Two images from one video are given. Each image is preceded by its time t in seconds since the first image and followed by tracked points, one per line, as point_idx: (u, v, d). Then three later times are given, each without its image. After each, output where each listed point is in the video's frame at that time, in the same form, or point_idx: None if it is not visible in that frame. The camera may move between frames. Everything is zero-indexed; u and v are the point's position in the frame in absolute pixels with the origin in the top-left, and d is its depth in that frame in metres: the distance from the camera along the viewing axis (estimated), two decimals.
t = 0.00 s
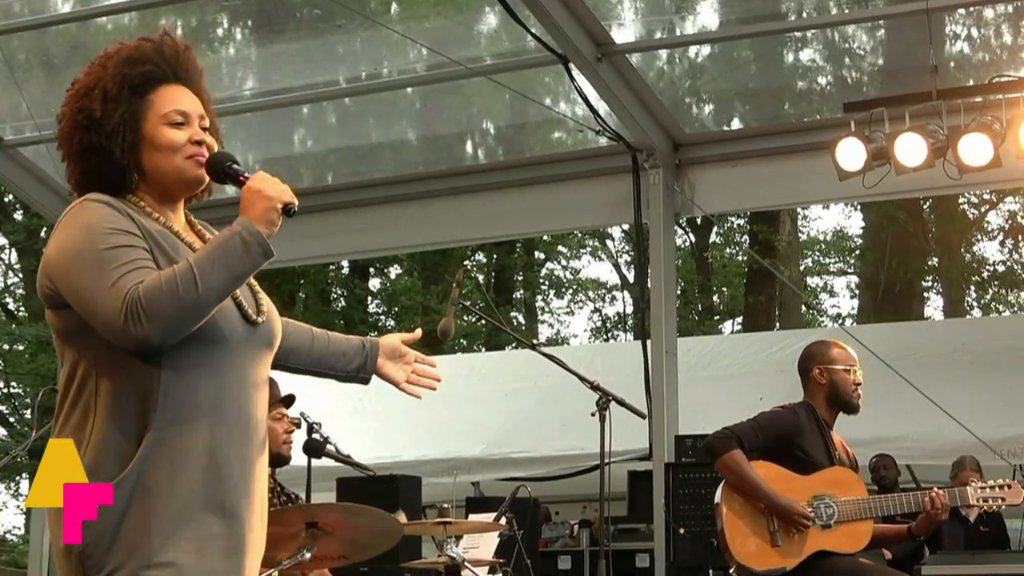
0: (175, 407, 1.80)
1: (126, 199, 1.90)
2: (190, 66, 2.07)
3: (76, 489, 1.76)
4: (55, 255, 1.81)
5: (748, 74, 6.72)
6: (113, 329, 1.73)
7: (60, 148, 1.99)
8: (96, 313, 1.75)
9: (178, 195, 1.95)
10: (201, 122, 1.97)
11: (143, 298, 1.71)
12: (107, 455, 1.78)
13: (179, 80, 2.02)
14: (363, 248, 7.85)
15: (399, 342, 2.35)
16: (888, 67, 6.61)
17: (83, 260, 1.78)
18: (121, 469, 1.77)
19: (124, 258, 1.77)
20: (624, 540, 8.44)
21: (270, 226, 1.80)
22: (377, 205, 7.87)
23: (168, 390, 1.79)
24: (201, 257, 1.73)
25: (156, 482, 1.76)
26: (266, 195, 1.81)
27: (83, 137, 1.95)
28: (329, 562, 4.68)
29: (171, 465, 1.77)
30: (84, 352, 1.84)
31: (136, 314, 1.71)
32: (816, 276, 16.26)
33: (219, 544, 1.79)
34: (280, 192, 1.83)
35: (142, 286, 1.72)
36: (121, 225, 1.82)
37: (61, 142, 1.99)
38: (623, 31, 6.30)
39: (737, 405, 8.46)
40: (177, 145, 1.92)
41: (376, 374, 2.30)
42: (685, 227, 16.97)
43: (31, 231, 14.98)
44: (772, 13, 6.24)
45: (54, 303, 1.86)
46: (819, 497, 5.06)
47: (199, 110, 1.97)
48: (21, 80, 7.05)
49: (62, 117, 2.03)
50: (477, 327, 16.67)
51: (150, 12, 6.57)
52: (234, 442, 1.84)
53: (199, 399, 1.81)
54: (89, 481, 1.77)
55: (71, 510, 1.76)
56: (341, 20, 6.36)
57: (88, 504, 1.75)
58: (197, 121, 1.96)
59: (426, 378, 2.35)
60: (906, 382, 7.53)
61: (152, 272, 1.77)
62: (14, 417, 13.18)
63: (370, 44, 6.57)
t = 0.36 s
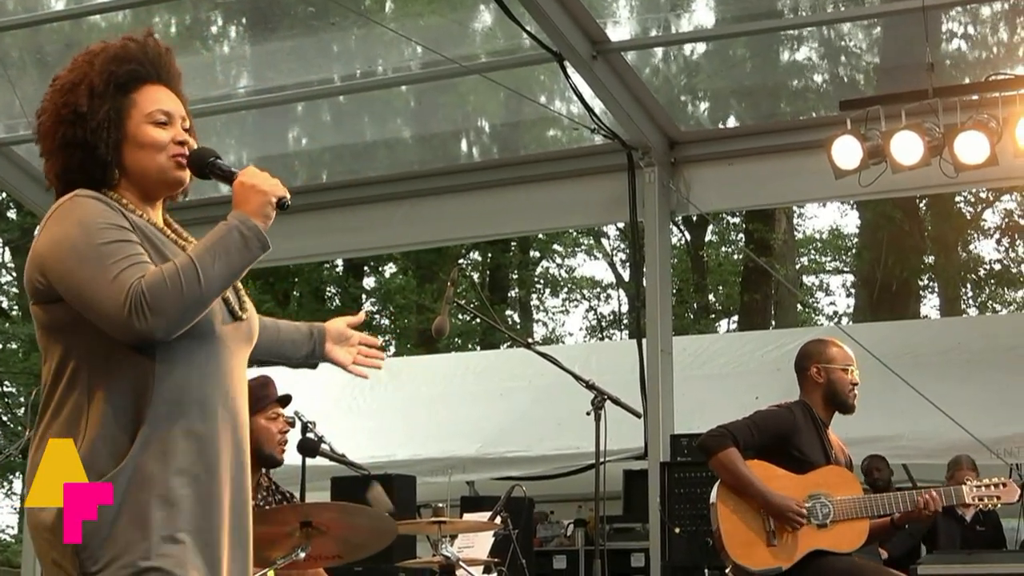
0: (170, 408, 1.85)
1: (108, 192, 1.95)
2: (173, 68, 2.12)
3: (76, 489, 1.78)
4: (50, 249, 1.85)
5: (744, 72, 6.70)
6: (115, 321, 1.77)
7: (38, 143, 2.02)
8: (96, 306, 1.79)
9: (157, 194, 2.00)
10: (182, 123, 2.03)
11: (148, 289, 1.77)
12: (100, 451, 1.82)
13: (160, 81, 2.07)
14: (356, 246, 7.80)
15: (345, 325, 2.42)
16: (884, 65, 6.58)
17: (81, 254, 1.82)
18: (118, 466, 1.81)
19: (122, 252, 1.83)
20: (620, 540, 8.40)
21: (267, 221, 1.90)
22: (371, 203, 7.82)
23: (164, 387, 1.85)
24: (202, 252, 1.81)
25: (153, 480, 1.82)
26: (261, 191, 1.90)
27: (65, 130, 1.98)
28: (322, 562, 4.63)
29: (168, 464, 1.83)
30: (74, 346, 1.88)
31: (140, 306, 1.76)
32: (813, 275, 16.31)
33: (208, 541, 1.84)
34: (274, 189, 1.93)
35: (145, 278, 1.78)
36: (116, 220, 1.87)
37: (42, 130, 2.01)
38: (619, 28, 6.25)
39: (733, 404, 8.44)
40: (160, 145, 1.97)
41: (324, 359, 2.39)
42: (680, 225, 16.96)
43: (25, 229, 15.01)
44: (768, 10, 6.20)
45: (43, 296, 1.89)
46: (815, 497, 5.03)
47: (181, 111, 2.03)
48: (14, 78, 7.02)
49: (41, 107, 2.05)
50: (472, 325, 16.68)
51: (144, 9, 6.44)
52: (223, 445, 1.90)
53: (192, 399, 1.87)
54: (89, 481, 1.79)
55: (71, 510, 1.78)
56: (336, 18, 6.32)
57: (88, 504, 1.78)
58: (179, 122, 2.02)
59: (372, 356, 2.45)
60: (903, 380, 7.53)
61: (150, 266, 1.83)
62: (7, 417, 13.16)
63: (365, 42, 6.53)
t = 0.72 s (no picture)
0: (159, 399, 1.87)
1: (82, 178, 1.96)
2: (142, 69, 2.14)
3: (76, 489, 1.78)
4: (39, 232, 1.85)
5: (743, 72, 6.69)
6: (114, 301, 1.79)
7: (10, 132, 2.02)
8: (92, 288, 1.80)
9: (129, 190, 2.00)
10: (152, 121, 2.04)
11: (149, 271, 1.80)
12: (89, 437, 1.82)
13: (131, 79, 2.08)
14: (356, 246, 7.79)
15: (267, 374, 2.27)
16: (884, 65, 6.58)
17: (77, 236, 1.83)
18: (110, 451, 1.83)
19: (118, 236, 1.85)
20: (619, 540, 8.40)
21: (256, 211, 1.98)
22: (370, 203, 7.82)
23: (151, 379, 1.87)
24: (200, 237, 1.86)
25: (143, 471, 1.84)
26: (251, 180, 1.98)
27: (37, 122, 1.99)
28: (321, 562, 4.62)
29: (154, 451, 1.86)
30: (55, 331, 1.88)
31: (141, 288, 1.79)
32: (813, 274, 16.30)
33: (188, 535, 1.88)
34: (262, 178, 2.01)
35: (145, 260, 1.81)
36: (107, 207, 1.90)
37: (13, 123, 2.02)
38: (619, 28, 6.25)
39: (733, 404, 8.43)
40: (132, 140, 1.98)
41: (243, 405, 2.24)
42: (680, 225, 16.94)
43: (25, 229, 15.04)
44: (768, 10, 6.20)
45: (26, 281, 1.89)
46: (814, 497, 5.02)
47: (151, 109, 2.04)
48: (13, 78, 7.02)
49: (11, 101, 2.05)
50: (471, 325, 16.68)
51: (143, 10, 6.40)
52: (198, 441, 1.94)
53: (178, 394, 1.90)
54: (89, 481, 1.80)
55: (72, 511, 1.79)
56: (336, 18, 6.32)
57: (88, 504, 1.80)
58: (150, 120, 2.03)
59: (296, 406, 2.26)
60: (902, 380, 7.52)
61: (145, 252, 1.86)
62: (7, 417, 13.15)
63: (364, 41, 6.53)
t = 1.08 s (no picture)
0: (109, 400, 1.83)
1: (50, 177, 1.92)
2: (100, 63, 2.10)
3: (76, 489, 1.76)
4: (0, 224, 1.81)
5: (747, 72, 6.67)
6: (79, 296, 1.76)
7: None
8: (55, 283, 1.77)
9: (101, 189, 1.98)
10: (118, 117, 2.02)
11: (116, 267, 1.77)
12: (35, 434, 1.77)
13: (93, 76, 2.04)
14: (359, 246, 7.79)
15: (212, 464, 2.04)
16: (887, 65, 6.57)
17: (39, 230, 1.79)
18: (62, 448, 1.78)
19: (83, 231, 1.81)
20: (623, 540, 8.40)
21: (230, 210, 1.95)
22: (373, 203, 7.83)
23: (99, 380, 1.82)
24: (169, 234, 1.84)
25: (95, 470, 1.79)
26: (224, 179, 1.95)
27: None
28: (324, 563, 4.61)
29: (122, 454, 1.83)
30: (13, 325, 1.83)
31: (108, 283, 1.76)
32: (816, 275, 16.30)
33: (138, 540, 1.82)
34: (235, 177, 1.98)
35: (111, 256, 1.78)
36: (72, 201, 1.85)
37: None
38: (622, 27, 6.24)
39: (736, 404, 8.41)
40: (103, 140, 1.96)
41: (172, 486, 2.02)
42: (684, 225, 16.88)
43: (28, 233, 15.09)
44: (772, 10, 6.19)
45: None
46: (817, 497, 5.03)
47: (116, 105, 2.01)
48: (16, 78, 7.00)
49: None
50: (475, 326, 16.70)
51: (146, 10, 6.34)
52: (155, 444, 1.90)
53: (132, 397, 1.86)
54: (89, 481, 1.78)
55: (72, 511, 1.76)
56: (339, 18, 6.31)
57: (88, 504, 1.78)
58: (117, 117, 2.00)
59: (229, 510, 2.01)
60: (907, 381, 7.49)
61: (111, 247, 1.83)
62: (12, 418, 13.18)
63: (368, 41, 6.53)
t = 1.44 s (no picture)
0: (95, 404, 1.81)
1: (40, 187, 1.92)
2: (94, 70, 2.08)
3: (76, 489, 1.76)
4: None
5: (754, 72, 6.66)
6: (64, 307, 1.75)
7: None
8: (40, 294, 1.76)
9: (93, 199, 1.97)
10: (110, 126, 2.00)
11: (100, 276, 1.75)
12: (26, 435, 1.77)
13: (84, 84, 2.03)
14: (366, 246, 7.79)
15: (218, 444, 2.04)
16: (894, 64, 6.56)
17: (23, 239, 1.78)
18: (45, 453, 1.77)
19: (66, 240, 1.80)
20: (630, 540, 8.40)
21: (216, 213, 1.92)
22: (380, 203, 7.83)
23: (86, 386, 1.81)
24: (154, 241, 1.80)
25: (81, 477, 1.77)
26: (208, 184, 1.91)
27: None
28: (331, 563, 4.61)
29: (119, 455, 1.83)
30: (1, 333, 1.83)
31: (91, 292, 1.75)
32: (823, 274, 16.27)
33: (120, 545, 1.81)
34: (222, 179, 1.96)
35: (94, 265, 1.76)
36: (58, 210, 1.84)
37: None
38: (629, 28, 6.25)
39: (744, 404, 8.39)
40: (94, 150, 1.94)
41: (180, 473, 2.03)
42: (691, 225, 16.87)
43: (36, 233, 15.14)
44: (779, 10, 6.18)
45: None
46: (825, 497, 5.02)
47: (107, 114, 1.99)
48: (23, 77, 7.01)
49: None
50: (482, 326, 16.71)
51: (153, 10, 6.35)
52: (149, 445, 1.90)
53: (121, 404, 1.84)
54: (89, 481, 1.78)
55: (71, 511, 1.77)
56: (346, 17, 6.31)
57: (88, 504, 1.78)
58: (109, 126, 1.98)
59: (235, 487, 1.99)
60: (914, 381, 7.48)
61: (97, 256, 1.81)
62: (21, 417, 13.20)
63: (374, 41, 6.54)
